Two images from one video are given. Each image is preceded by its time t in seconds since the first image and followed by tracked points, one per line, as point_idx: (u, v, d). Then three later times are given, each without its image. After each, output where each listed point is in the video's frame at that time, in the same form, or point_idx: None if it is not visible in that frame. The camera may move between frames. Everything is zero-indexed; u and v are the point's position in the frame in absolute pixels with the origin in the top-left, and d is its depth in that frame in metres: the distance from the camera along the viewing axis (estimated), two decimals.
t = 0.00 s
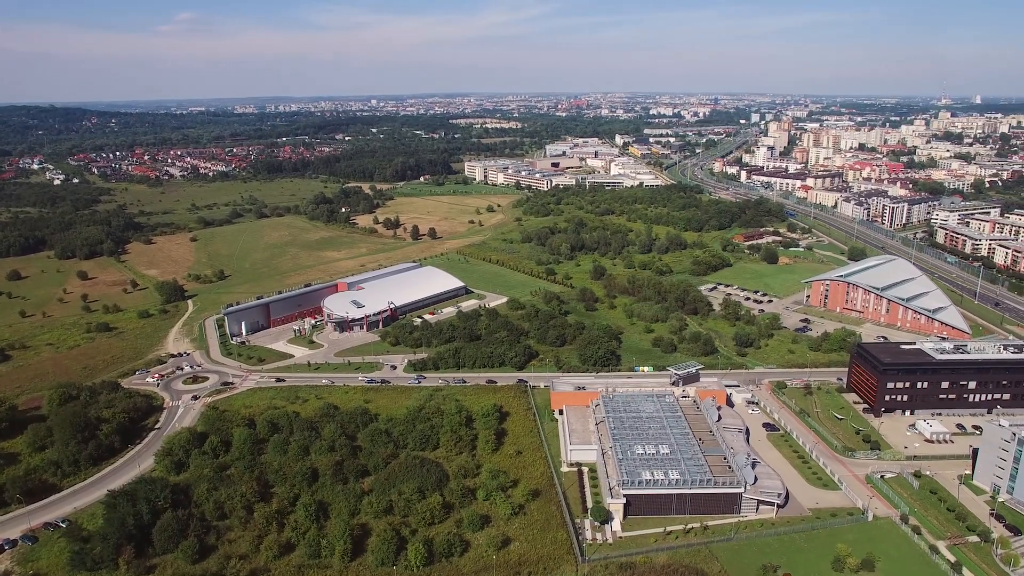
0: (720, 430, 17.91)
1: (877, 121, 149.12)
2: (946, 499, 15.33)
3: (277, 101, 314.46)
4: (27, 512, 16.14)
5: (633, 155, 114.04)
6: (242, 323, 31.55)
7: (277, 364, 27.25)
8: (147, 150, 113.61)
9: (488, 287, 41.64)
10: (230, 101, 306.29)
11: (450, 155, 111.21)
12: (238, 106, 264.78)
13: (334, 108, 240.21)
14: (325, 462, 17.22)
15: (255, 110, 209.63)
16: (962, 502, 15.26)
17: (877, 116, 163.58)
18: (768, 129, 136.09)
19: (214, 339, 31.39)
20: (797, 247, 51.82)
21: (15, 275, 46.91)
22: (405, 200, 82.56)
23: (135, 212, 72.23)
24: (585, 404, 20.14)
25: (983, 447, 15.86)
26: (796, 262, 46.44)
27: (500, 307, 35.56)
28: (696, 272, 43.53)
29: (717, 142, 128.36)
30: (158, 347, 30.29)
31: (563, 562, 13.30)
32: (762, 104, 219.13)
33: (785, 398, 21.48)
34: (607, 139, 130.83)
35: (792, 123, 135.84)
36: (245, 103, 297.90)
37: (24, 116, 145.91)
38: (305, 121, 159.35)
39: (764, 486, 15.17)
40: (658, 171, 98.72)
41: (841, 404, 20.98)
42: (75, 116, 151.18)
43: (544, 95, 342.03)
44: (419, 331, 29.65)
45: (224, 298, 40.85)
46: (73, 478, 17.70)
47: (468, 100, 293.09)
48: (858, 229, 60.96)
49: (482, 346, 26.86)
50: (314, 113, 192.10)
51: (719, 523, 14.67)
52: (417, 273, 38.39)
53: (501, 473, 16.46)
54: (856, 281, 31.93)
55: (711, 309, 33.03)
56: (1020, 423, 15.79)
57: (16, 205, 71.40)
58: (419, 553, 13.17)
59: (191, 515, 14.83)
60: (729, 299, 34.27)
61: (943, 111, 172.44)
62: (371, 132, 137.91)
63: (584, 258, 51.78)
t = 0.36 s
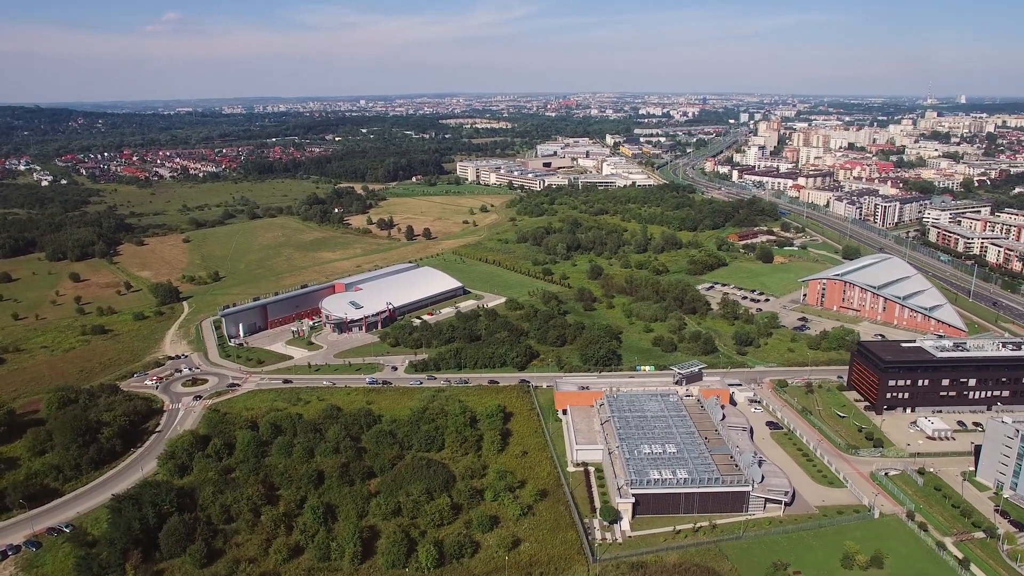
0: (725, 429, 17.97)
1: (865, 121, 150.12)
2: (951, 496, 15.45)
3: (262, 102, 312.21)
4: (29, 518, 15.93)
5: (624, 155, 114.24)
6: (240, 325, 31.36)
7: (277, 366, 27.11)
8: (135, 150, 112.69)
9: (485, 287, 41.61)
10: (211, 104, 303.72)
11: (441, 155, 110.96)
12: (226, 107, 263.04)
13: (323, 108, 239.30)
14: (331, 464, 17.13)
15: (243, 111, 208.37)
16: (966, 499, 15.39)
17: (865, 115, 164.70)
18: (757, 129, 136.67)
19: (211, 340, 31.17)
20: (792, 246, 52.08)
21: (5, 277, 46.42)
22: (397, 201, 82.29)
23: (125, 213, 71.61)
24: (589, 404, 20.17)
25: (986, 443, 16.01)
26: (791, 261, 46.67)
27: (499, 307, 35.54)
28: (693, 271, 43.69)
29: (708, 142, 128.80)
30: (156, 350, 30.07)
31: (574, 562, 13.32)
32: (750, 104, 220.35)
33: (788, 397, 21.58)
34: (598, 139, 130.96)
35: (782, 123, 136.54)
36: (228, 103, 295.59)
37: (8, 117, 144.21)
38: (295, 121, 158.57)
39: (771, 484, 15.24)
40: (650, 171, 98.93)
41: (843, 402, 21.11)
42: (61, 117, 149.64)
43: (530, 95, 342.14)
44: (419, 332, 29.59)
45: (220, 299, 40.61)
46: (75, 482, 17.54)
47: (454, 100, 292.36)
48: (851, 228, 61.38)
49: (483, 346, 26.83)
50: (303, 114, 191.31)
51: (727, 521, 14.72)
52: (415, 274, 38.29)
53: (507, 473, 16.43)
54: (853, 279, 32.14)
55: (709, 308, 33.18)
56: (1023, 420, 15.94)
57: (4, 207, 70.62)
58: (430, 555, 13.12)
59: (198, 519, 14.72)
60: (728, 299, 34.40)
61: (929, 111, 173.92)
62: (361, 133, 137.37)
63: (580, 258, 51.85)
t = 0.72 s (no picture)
0: (727, 427, 18.05)
1: (851, 121, 151.39)
2: (951, 492, 15.59)
3: (248, 102, 310.55)
4: (28, 525, 15.73)
5: (614, 155, 114.51)
6: (235, 327, 31.14)
7: (274, 368, 26.93)
8: (120, 152, 111.61)
9: (480, 288, 41.61)
10: (196, 104, 301.63)
11: (430, 156, 110.73)
12: (211, 108, 261.29)
13: (310, 108, 237.91)
14: (334, 466, 17.04)
15: (229, 112, 206.81)
16: (967, 494, 15.54)
17: (850, 115, 166.08)
18: (745, 129, 137.41)
19: (206, 343, 30.94)
20: (784, 245, 52.43)
21: None
22: (388, 201, 82.04)
23: (113, 215, 70.94)
24: (590, 404, 20.19)
25: (985, 440, 16.17)
26: (784, 261, 46.96)
27: (495, 308, 35.53)
28: (687, 271, 43.94)
29: (696, 142, 129.40)
30: (150, 352, 29.82)
31: (583, 562, 13.36)
32: (737, 104, 221.80)
33: (786, 395, 21.73)
34: (587, 140, 131.25)
35: (770, 123, 137.39)
36: (214, 104, 293.70)
37: None
38: (283, 122, 157.70)
39: (775, 482, 15.33)
40: (640, 171, 99.25)
41: (841, 399, 21.28)
42: (43, 118, 147.87)
43: (518, 95, 342.98)
44: (416, 333, 29.52)
45: (214, 301, 40.33)
46: (74, 487, 17.33)
47: (441, 99, 292.18)
48: (842, 227, 61.89)
49: (481, 347, 26.79)
50: (290, 114, 190.28)
51: (732, 520, 14.79)
52: (410, 274, 38.17)
53: (512, 474, 16.45)
54: (847, 278, 32.43)
55: (705, 307, 33.35)
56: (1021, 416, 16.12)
57: None
58: (439, 557, 13.08)
59: (201, 524, 14.60)
60: (723, 298, 34.59)
61: (913, 111, 175.77)
62: (349, 133, 136.87)
63: (574, 258, 51.96)
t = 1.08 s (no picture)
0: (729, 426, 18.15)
1: (835, 121, 152.96)
2: (951, 488, 15.78)
3: (231, 103, 308.45)
4: (26, 532, 15.51)
5: (602, 155, 114.86)
6: (228, 330, 30.87)
7: (270, 371, 26.73)
8: (103, 154, 110.34)
9: (474, 289, 41.58)
10: (179, 105, 299.20)
11: (418, 157, 110.44)
12: (194, 108, 259.01)
13: (290, 109, 236.39)
14: (337, 469, 16.95)
15: (212, 113, 205.03)
16: (966, 490, 15.74)
17: (833, 116, 167.66)
18: (731, 129, 138.37)
19: (200, 346, 30.65)
20: (775, 245, 52.87)
21: None
22: (377, 203, 81.73)
23: (98, 217, 70.07)
24: (591, 404, 20.22)
25: (983, 436, 16.39)
26: (775, 260, 47.36)
27: (490, 309, 35.50)
28: (680, 271, 44.16)
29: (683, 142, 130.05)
30: (143, 356, 29.50)
31: (591, 562, 13.39)
32: (721, 104, 223.39)
33: (784, 393, 21.90)
34: (574, 140, 131.54)
35: (755, 124, 138.43)
36: (197, 105, 291.40)
37: None
38: (268, 124, 156.69)
39: (778, 480, 15.44)
40: (628, 171, 99.57)
41: (839, 397, 21.48)
42: (23, 120, 145.80)
43: (504, 96, 343.41)
44: (412, 335, 29.42)
45: (205, 304, 39.98)
46: (72, 494, 17.11)
47: (427, 99, 291.74)
48: (831, 227, 62.47)
49: (478, 348, 26.74)
50: (275, 115, 189.19)
51: (737, 518, 14.86)
52: (404, 276, 38.03)
53: (516, 475, 16.45)
54: (840, 277, 32.75)
55: (699, 307, 33.56)
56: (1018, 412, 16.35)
57: None
58: (447, 559, 13.05)
59: (205, 529, 14.47)
60: (717, 297, 34.77)
61: (895, 111, 177.86)
62: (336, 134, 136.22)
63: (566, 258, 52.04)
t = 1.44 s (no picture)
0: (729, 424, 18.25)
1: (818, 121, 154.30)
2: (950, 483, 15.98)
3: (213, 104, 306.07)
4: (24, 539, 15.30)
5: (588, 155, 115.08)
6: (221, 332, 30.58)
7: (265, 373, 26.51)
8: (85, 155, 108.91)
9: (467, 289, 41.52)
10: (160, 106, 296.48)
11: (405, 157, 110.09)
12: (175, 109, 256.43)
13: (274, 109, 234.78)
14: (338, 471, 16.86)
15: (194, 114, 203.22)
16: (965, 485, 15.94)
17: (817, 116, 169.30)
18: (716, 129, 139.13)
19: (192, 349, 30.33)
20: (764, 244, 53.23)
21: None
22: (365, 203, 81.38)
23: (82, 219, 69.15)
24: (590, 404, 20.25)
25: (980, 432, 16.61)
26: (765, 259, 47.71)
27: (484, 309, 35.46)
28: (672, 270, 44.35)
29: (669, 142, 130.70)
30: (135, 360, 29.16)
31: (598, 562, 13.41)
32: (705, 104, 224.89)
33: (781, 391, 22.07)
34: (560, 141, 131.78)
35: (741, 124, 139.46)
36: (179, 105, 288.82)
37: None
38: (253, 125, 155.56)
39: (780, 478, 15.55)
40: (615, 171, 99.89)
41: (835, 395, 21.69)
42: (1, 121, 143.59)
43: (489, 95, 343.98)
44: (408, 336, 29.32)
45: (196, 306, 39.62)
46: (69, 500, 16.88)
47: (412, 99, 291.30)
48: (819, 226, 63.04)
49: (475, 348, 26.69)
50: (259, 116, 187.66)
51: (740, 516, 14.96)
52: (397, 277, 37.88)
53: (520, 476, 16.44)
54: (831, 275, 33.05)
55: (693, 306, 33.72)
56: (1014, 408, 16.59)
57: None
58: (454, 562, 13.03)
59: (208, 533, 14.33)
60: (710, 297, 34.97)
61: (877, 111, 180.02)
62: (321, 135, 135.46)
63: (557, 258, 52.11)
